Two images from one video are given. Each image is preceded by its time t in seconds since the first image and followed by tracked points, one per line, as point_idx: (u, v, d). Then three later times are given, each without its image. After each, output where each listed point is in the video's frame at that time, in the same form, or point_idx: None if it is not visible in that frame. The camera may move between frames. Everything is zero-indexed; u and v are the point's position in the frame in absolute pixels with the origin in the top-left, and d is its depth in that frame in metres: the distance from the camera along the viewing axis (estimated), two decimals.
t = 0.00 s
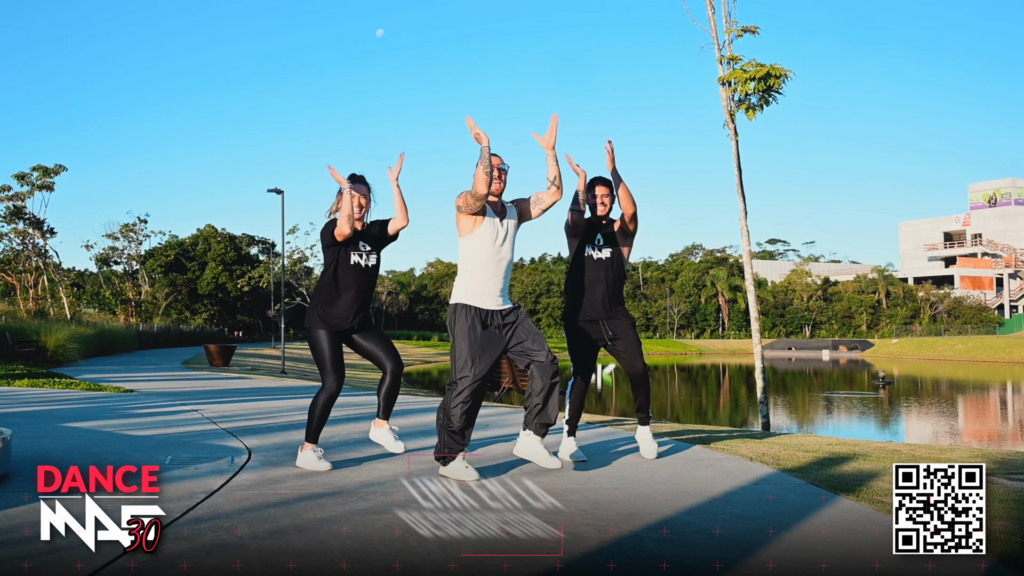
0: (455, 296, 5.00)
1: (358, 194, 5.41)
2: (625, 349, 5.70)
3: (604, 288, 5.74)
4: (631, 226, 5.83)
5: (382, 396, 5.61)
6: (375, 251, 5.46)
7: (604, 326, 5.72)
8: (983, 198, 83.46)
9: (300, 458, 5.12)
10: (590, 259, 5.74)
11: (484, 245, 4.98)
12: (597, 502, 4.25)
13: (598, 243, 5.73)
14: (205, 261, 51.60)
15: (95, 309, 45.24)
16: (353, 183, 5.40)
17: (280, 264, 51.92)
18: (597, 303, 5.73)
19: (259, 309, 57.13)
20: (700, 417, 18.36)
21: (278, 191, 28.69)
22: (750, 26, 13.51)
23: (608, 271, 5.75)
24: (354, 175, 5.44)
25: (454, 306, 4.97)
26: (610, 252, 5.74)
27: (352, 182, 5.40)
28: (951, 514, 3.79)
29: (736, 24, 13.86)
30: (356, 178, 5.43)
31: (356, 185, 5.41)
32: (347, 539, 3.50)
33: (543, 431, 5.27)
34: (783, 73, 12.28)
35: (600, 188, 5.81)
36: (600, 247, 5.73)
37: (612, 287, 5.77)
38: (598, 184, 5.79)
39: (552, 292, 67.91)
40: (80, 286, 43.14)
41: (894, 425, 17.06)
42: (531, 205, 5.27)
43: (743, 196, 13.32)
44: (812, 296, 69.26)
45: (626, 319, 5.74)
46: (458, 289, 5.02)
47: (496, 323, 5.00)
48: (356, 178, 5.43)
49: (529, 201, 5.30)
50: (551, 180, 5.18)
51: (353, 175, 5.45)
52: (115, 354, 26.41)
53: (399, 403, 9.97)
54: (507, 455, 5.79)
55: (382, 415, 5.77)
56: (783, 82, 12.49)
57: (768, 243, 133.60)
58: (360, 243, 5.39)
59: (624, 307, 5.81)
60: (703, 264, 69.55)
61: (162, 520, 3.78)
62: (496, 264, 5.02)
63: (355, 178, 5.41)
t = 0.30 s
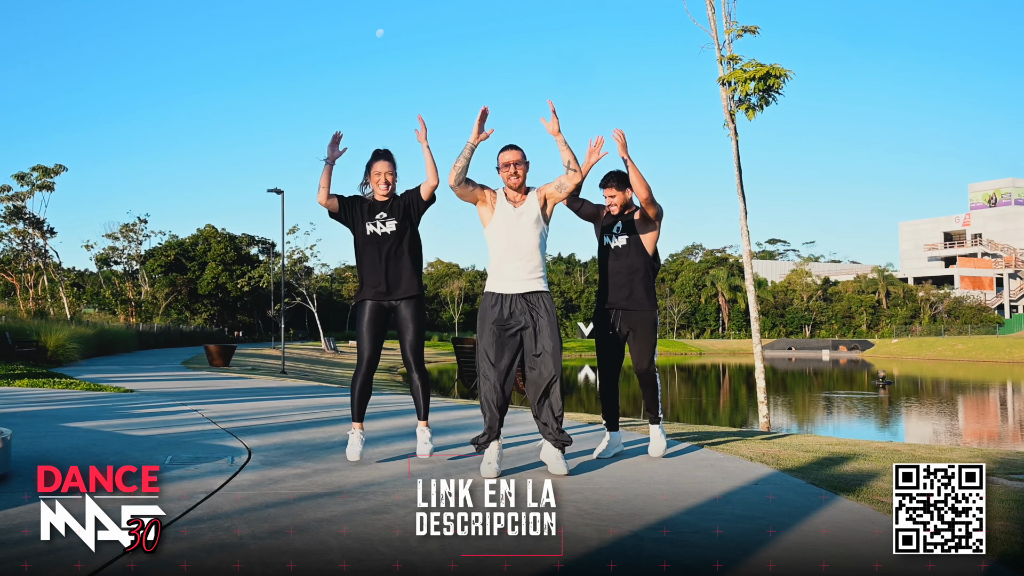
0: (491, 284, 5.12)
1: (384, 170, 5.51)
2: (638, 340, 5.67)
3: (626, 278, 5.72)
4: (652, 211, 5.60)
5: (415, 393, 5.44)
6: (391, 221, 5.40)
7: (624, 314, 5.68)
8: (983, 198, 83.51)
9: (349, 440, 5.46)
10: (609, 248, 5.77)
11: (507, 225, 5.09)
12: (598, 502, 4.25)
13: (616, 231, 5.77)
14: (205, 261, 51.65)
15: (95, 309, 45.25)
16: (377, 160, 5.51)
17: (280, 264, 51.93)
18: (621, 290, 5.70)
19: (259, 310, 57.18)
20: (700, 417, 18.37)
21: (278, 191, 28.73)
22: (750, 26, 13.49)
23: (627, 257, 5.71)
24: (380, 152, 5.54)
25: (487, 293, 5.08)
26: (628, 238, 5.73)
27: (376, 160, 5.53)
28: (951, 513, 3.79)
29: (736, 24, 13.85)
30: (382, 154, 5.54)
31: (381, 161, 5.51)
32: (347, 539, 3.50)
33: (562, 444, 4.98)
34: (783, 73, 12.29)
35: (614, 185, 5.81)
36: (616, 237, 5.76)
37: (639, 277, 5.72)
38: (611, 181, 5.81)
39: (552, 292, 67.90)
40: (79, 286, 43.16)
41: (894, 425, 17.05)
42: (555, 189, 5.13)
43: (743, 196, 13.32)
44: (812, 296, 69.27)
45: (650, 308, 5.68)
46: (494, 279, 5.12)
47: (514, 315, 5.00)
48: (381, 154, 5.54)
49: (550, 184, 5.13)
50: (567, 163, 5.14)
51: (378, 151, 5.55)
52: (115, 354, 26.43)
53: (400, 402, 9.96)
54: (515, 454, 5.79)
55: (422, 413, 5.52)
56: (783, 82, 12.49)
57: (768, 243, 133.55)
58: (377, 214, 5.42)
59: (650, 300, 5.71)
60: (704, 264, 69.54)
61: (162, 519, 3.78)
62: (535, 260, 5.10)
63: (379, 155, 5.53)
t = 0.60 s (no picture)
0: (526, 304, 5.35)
1: (408, 203, 5.59)
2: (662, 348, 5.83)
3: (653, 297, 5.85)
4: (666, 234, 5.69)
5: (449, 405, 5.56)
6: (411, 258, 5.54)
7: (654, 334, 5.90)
8: (983, 198, 83.45)
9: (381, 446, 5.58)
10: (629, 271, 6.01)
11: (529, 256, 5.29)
12: (597, 502, 4.25)
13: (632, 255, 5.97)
14: (205, 261, 51.65)
15: (94, 309, 45.24)
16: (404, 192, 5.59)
17: (280, 263, 51.94)
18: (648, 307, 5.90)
19: (258, 310, 57.21)
20: (700, 417, 18.36)
21: (278, 191, 28.77)
22: (750, 26, 13.49)
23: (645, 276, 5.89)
24: (408, 182, 5.59)
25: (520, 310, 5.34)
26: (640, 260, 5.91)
27: (403, 191, 5.60)
28: (951, 514, 3.79)
29: (736, 24, 13.85)
30: (406, 184, 5.59)
31: (406, 192, 5.57)
32: (347, 539, 3.50)
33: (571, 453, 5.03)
34: (783, 73, 12.29)
35: (632, 195, 5.79)
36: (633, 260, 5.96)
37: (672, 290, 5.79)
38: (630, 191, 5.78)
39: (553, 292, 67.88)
40: (79, 286, 43.15)
41: (895, 425, 17.05)
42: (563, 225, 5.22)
43: (743, 196, 13.30)
44: (812, 296, 69.28)
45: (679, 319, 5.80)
46: (528, 296, 5.33)
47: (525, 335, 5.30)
48: (405, 183, 5.59)
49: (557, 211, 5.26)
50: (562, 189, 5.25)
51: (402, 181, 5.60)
52: (115, 354, 26.43)
53: (400, 403, 9.95)
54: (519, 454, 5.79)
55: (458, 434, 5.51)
56: (783, 82, 12.49)
57: (768, 243, 133.38)
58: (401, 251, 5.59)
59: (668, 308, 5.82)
60: (704, 264, 69.47)
61: (162, 519, 3.78)
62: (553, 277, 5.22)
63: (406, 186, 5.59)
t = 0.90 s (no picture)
0: (536, 308, 5.35)
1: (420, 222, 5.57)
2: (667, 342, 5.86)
3: (669, 297, 5.86)
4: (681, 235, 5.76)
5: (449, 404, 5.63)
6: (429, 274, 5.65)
7: (664, 334, 5.96)
8: (983, 198, 83.43)
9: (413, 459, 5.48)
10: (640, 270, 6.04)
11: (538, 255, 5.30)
12: (597, 502, 4.25)
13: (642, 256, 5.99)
14: (205, 261, 51.68)
15: (94, 309, 45.24)
16: (413, 208, 5.56)
17: (280, 263, 51.94)
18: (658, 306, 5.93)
19: (258, 310, 57.22)
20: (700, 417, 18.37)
21: (278, 190, 28.73)
22: (750, 26, 13.49)
23: (660, 276, 5.92)
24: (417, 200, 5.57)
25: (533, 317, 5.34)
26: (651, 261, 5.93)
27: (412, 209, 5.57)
28: (951, 514, 3.79)
29: (736, 24, 13.86)
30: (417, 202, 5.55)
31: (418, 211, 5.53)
32: (347, 539, 3.50)
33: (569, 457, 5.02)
34: (783, 73, 12.29)
35: (650, 195, 5.83)
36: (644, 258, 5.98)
37: (686, 291, 5.86)
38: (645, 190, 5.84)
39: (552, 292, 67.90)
40: (80, 286, 43.13)
41: (894, 425, 17.05)
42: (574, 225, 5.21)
43: (743, 195, 13.30)
44: (812, 296, 69.28)
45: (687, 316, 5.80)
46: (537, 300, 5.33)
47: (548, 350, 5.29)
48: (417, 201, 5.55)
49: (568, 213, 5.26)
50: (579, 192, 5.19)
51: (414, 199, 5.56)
52: (115, 354, 26.41)
53: (400, 402, 9.94)
54: (521, 455, 5.79)
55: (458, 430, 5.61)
56: (783, 82, 12.49)
57: (767, 243, 133.42)
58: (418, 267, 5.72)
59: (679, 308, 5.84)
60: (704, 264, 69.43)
61: (162, 519, 3.78)
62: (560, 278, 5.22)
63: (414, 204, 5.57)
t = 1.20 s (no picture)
0: (538, 309, 5.34)
1: (419, 212, 5.65)
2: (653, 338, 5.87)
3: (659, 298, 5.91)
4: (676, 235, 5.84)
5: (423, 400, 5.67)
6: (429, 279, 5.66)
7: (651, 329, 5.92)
8: (983, 198, 83.36)
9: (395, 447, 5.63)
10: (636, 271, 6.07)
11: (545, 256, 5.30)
12: (598, 502, 4.25)
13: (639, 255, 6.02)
14: (205, 261, 51.68)
15: (94, 309, 45.27)
16: (414, 202, 5.67)
17: (280, 263, 51.98)
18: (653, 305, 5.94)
19: (259, 310, 57.24)
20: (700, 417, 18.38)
21: (278, 190, 28.73)
22: (749, 26, 13.48)
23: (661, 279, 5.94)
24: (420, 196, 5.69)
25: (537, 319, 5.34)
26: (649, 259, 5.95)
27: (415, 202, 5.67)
28: (951, 514, 3.79)
29: (736, 24, 13.86)
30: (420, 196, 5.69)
31: (418, 203, 5.65)
32: (347, 539, 3.50)
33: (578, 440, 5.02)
34: (783, 73, 12.29)
35: (646, 194, 5.93)
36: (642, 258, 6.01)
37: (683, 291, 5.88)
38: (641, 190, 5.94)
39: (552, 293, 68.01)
40: (80, 286, 43.13)
41: (894, 425, 17.05)
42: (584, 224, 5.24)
43: (743, 195, 13.30)
44: (812, 296, 69.28)
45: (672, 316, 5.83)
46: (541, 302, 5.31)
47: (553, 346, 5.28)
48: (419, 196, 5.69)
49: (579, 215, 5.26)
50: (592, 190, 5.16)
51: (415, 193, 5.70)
52: (115, 354, 26.41)
53: (400, 403, 9.94)
54: (520, 454, 5.79)
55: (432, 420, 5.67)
56: (783, 82, 12.49)
57: (768, 243, 133.36)
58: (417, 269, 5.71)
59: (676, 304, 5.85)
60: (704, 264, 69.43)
61: (163, 519, 3.78)
62: (563, 281, 5.23)
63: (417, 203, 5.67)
